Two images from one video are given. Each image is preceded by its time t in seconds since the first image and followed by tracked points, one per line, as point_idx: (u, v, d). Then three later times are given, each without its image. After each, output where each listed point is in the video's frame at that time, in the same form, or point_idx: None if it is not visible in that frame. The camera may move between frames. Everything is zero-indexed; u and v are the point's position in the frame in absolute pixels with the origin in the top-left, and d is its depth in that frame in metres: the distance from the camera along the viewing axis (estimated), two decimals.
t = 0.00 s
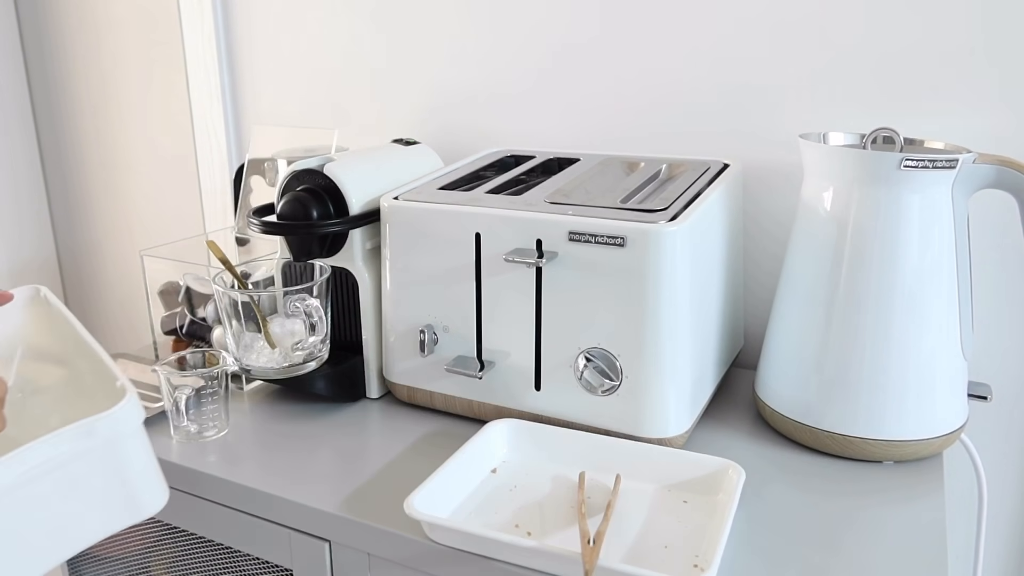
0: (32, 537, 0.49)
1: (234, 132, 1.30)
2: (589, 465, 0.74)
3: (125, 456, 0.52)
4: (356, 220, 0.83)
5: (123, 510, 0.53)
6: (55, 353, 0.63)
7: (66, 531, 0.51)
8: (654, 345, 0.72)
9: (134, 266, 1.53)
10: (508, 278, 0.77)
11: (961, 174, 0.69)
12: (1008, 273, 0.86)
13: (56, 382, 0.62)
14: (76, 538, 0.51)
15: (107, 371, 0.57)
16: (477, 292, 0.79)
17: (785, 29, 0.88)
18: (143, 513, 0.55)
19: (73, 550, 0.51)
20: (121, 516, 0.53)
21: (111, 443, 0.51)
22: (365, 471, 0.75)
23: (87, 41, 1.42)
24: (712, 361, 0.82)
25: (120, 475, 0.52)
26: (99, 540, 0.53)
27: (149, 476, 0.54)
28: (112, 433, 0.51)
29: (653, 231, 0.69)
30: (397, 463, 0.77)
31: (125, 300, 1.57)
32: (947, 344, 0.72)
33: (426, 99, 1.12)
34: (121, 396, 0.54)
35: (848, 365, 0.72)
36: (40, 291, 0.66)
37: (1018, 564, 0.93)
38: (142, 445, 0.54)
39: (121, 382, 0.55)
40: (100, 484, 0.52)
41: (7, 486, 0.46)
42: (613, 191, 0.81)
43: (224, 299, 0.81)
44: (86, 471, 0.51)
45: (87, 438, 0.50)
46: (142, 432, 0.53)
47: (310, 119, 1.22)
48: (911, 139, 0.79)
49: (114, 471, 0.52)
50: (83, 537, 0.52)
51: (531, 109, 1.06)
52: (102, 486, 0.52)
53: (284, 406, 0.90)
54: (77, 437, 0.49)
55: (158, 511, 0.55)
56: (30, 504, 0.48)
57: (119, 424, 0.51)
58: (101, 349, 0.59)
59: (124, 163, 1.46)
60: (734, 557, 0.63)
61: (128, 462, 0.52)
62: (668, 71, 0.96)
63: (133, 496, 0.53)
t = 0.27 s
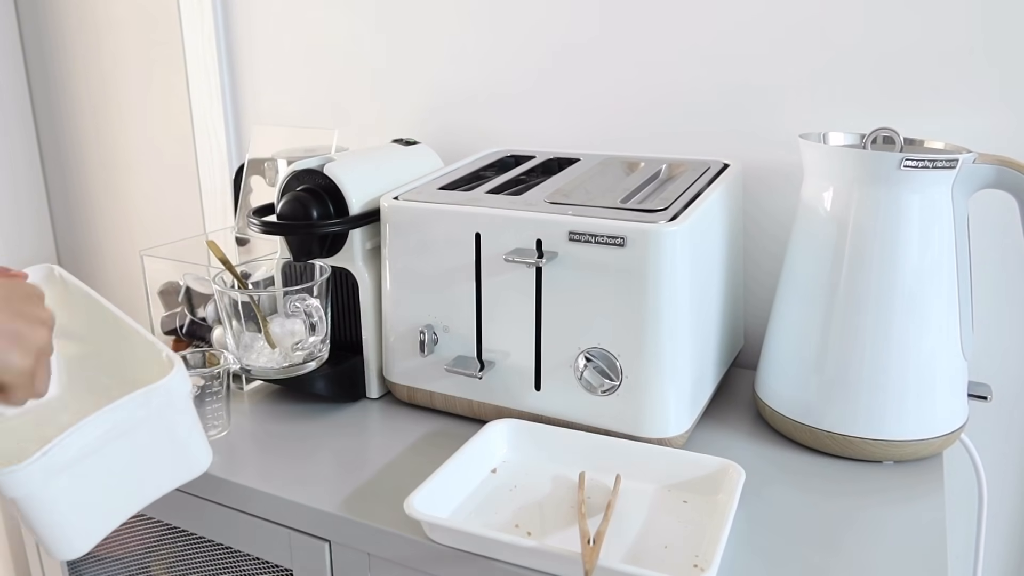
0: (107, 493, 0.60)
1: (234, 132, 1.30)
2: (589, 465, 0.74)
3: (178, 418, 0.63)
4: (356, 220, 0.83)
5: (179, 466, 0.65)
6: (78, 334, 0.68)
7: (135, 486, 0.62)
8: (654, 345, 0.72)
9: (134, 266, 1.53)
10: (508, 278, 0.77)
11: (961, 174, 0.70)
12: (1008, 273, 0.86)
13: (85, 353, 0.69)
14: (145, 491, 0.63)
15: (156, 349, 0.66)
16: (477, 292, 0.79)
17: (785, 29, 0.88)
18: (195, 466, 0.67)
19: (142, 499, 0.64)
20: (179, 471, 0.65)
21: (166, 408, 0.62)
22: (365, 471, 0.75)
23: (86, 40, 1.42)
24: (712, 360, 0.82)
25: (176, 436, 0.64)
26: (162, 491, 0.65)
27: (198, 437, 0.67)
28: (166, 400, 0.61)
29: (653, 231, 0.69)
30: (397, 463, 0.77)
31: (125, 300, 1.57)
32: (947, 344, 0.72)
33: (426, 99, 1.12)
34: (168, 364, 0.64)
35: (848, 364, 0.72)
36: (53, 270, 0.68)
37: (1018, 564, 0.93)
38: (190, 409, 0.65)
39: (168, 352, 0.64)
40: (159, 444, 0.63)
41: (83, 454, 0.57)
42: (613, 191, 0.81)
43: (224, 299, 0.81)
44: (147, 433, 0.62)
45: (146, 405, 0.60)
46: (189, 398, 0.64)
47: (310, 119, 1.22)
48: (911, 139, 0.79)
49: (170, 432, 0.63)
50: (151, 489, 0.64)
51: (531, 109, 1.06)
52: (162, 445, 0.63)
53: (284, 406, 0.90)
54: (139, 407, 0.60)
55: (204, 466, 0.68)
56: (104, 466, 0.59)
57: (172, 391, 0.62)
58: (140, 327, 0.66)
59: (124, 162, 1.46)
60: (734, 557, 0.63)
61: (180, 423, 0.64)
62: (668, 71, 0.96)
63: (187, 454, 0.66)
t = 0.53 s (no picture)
0: (100, 495, 0.58)
1: (234, 132, 1.30)
2: (589, 465, 0.74)
3: (176, 421, 0.61)
4: (356, 220, 0.83)
5: (178, 469, 0.63)
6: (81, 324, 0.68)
7: (130, 489, 0.61)
8: (654, 345, 0.72)
9: (134, 266, 1.53)
10: (508, 278, 0.77)
11: (961, 174, 0.70)
12: (1008, 272, 0.86)
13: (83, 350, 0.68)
14: (140, 493, 0.61)
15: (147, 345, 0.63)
16: (477, 292, 0.79)
17: (785, 29, 0.88)
18: (194, 469, 0.65)
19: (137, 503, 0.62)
20: (177, 473, 0.63)
21: (164, 410, 0.60)
22: (365, 471, 0.75)
23: (86, 41, 1.42)
24: (712, 360, 0.82)
25: (174, 440, 0.62)
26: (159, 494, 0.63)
27: (197, 439, 0.64)
28: (162, 402, 0.59)
29: (653, 231, 0.69)
30: (397, 463, 0.77)
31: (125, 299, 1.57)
32: (947, 344, 0.72)
33: (426, 100, 1.12)
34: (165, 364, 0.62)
35: (848, 364, 0.72)
36: (56, 261, 0.68)
37: (1018, 564, 0.93)
38: (189, 412, 0.62)
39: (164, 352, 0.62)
40: (156, 446, 0.61)
41: (74, 456, 0.55)
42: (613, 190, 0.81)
43: (224, 299, 0.81)
44: (142, 436, 0.60)
45: (141, 408, 0.58)
46: (186, 399, 0.62)
47: (310, 119, 1.22)
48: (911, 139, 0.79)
49: (168, 435, 0.61)
50: (148, 491, 0.62)
51: (531, 109, 1.06)
52: (160, 448, 0.61)
53: (284, 406, 0.90)
54: (132, 410, 0.57)
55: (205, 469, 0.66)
56: (98, 468, 0.57)
57: (167, 394, 0.59)
58: (134, 319, 0.64)
59: (124, 162, 1.46)
60: (734, 557, 0.63)
61: (178, 426, 0.61)
62: (668, 71, 0.96)
63: (185, 457, 0.63)
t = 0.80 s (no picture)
0: (98, 490, 0.55)
1: (234, 132, 1.30)
2: (589, 465, 0.74)
3: (177, 412, 0.58)
4: (356, 220, 0.83)
5: (179, 464, 0.60)
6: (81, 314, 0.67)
7: (127, 484, 0.57)
8: (654, 345, 0.72)
9: (134, 266, 1.53)
10: (508, 278, 0.77)
11: (961, 174, 0.70)
12: (1008, 272, 0.86)
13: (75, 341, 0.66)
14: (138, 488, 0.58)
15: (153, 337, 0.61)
16: (477, 292, 0.79)
17: (785, 29, 0.88)
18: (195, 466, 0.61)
19: (135, 500, 0.58)
20: (177, 468, 0.60)
21: (164, 401, 0.56)
22: (366, 471, 0.75)
23: (87, 41, 1.42)
24: (712, 360, 0.82)
25: (175, 433, 0.58)
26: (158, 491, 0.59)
27: (200, 431, 0.61)
28: (162, 394, 0.56)
29: (653, 231, 0.69)
30: (397, 463, 0.77)
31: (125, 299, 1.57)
32: (947, 344, 0.72)
33: (426, 100, 1.12)
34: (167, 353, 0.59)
35: (848, 364, 0.72)
36: (53, 252, 0.67)
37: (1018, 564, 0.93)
38: (191, 404, 0.59)
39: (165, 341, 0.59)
40: (156, 439, 0.58)
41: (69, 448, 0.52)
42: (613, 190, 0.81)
43: (224, 299, 0.81)
44: (142, 427, 0.56)
45: (140, 397, 0.55)
46: (189, 391, 0.58)
47: (310, 119, 1.22)
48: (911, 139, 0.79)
49: (169, 428, 0.58)
50: (147, 487, 0.59)
51: (531, 109, 1.06)
52: (160, 441, 0.58)
53: (285, 406, 0.90)
54: (130, 401, 0.54)
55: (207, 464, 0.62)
56: (94, 460, 0.54)
57: (168, 385, 0.56)
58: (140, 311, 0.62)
59: (124, 162, 1.46)
60: (734, 557, 0.63)
61: (179, 419, 0.58)
62: (668, 70, 0.96)
63: (187, 451, 0.60)
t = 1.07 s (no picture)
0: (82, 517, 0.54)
1: (234, 132, 1.30)
2: (589, 465, 0.74)
3: (160, 435, 0.58)
4: (356, 220, 0.83)
5: (165, 486, 0.59)
6: (74, 315, 0.67)
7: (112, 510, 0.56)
8: (654, 345, 0.72)
9: (134, 266, 1.53)
10: (508, 278, 0.77)
11: (961, 174, 0.70)
12: (1009, 272, 0.86)
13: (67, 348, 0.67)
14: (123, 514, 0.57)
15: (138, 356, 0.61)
16: (477, 292, 0.79)
17: (785, 29, 0.88)
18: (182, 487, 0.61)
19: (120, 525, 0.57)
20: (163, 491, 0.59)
21: (148, 424, 0.56)
22: (366, 471, 0.75)
23: (87, 41, 1.42)
24: (712, 360, 0.82)
25: (159, 455, 0.58)
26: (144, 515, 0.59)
27: (185, 451, 0.60)
28: (145, 416, 0.56)
29: (653, 231, 0.69)
30: (397, 462, 0.77)
31: (124, 299, 1.57)
32: (947, 344, 0.72)
33: (426, 100, 1.12)
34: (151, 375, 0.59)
35: (848, 364, 0.72)
36: (47, 253, 0.67)
37: (1018, 564, 0.93)
38: (173, 427, 0.59)
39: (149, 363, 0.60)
40: (139, 463, 0.57)
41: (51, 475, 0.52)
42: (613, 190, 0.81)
43: (224, 299, 0.81)
44: (125, 452, 0.56)
45: (122, 422, 0.55)
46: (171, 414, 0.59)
47: (310, 118, 1.22)
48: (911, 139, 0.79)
49: (152, 450, 0.58)
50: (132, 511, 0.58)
51: (531, 109, 1.06)
52: (143, 464, 0.57)
53: (285, 406, 0.90)
54: (111, 425, 0.54)
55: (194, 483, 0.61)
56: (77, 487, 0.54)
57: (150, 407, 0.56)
58: (129, 328, 0.63)
59: (124, 161, 1.46)
60: (734, 557, 0.63)
61: (163, 440, 0.58)
62: (668, 70, 0.96)
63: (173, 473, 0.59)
